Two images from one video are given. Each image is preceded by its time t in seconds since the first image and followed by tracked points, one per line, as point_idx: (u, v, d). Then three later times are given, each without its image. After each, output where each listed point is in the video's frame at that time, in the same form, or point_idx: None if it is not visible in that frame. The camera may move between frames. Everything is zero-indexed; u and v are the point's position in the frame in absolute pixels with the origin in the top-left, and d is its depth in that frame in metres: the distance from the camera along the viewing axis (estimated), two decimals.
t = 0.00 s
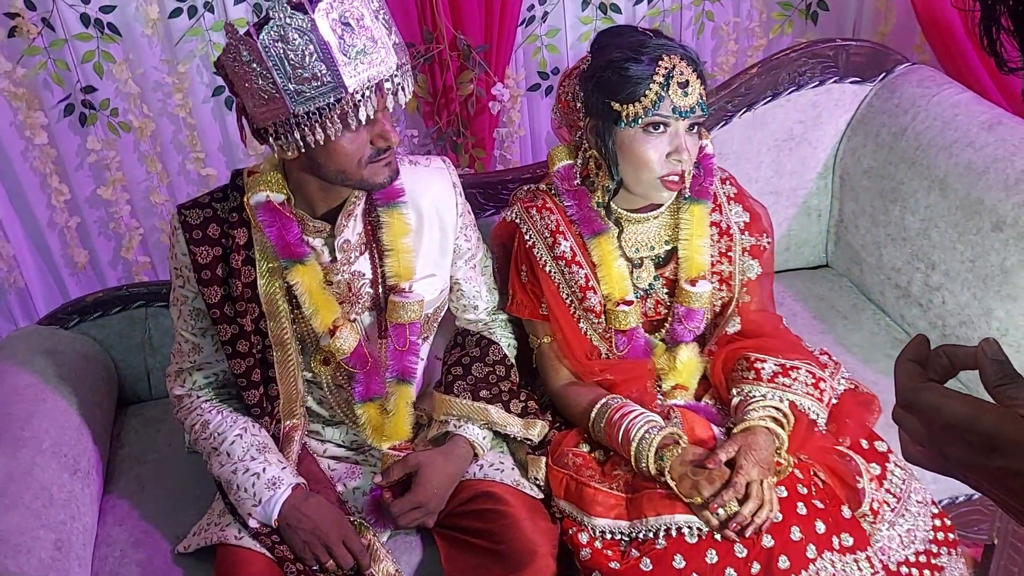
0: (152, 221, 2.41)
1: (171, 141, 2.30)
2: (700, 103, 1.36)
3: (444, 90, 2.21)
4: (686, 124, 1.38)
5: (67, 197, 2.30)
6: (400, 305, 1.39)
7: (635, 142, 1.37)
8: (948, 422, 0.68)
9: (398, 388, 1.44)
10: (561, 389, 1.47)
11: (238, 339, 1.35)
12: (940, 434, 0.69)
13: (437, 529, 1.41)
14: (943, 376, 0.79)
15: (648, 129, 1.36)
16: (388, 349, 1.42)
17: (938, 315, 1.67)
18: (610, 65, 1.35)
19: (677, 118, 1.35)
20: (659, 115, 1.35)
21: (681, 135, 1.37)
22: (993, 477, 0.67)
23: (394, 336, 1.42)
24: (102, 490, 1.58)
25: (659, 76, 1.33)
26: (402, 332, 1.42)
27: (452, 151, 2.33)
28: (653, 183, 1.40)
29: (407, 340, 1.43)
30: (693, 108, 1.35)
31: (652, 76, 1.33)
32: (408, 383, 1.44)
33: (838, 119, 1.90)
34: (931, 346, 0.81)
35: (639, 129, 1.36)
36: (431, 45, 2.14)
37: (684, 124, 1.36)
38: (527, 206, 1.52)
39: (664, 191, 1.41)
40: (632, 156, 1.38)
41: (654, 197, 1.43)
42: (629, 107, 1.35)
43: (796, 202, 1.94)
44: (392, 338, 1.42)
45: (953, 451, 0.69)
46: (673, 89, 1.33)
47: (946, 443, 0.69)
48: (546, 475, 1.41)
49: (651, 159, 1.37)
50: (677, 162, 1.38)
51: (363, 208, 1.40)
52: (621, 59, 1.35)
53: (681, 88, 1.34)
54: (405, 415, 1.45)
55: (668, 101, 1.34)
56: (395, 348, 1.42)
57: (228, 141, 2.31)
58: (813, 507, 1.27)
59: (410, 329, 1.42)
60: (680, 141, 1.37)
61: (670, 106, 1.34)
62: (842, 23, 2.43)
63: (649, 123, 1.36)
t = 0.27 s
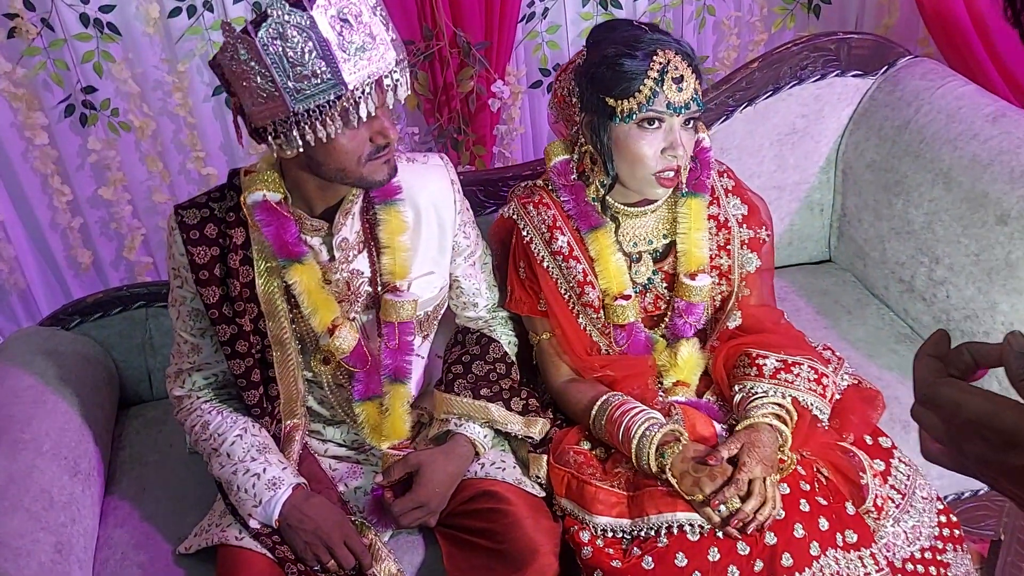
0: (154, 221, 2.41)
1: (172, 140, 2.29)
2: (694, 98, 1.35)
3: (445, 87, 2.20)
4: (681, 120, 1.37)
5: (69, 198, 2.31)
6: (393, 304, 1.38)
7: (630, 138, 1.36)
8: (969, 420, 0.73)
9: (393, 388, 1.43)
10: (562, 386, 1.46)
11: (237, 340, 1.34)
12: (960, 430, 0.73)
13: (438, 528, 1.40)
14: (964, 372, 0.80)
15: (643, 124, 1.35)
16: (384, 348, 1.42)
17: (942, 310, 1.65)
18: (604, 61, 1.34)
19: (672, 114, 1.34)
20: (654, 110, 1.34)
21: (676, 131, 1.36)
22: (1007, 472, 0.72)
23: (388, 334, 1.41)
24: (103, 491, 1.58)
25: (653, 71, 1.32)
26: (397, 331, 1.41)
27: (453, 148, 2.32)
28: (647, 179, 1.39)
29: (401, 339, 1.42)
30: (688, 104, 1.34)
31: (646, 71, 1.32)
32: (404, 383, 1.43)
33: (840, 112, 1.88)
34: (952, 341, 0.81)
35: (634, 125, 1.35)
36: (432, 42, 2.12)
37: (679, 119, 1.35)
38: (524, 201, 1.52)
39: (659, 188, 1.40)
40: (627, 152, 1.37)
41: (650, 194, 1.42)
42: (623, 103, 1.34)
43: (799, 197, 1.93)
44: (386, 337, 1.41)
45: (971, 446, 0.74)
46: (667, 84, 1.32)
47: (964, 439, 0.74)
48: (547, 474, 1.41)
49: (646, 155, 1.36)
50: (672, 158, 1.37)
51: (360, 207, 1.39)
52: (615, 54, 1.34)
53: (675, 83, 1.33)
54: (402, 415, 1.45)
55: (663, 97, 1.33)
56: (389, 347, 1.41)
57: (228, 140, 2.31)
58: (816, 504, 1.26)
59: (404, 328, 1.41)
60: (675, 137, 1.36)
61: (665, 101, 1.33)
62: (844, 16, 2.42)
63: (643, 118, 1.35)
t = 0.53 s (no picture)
0: (162, 220, 2.42)
1: (180, 139, 2.31)
2: (695, 94, 1.34)
3: (452, 86, 2.20)
4: (684, 116, 1.36)
5: (78, 198, 2.32)
6: (398, 301, 1.38)
7: (632, 135, 1.35)
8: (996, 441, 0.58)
9: (400, 386, 1.43)
10: (568, 384, 1.46)
11: (244, 340, 1.34)
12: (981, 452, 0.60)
13: (446, 528, 1.40)
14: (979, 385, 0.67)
15: (644, 121, 1.35)
16: (389, 346, 1.42)
17: (952, 309, 1.64)
18: (604, 58, 1.34)
19: (673, 111, 1.34)
20: (655, 107, 1.33)
21: (678, 127, 1.35)
22: None
23: (394, 333, 1.41)
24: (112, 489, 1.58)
25: (654, 68, 1.31)
26: (404, 329, 1.41)
27: (460, 147, 2.32)
28: (650, 176, 1.38)
29: (407, 337, 1.42)
30: (689, 100, 1.34)
31: (647, 68, 1.32)
32: (410, 382, 1.43)
33: (850, 110, 1.87)
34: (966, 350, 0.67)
35: (636, 122, 1.35)
36: (439, 40, 2.13)
37: (681, 116, 1.35)
38: (528, 199, 1.50)
39: (664, 182, 1.40)
40: (630, 150, 1.36)
41: (655, 189, 1.42)
42: (624, 100, 1.33)
43: (808, 195, 1.91)
44: (392, 335, 1.41)
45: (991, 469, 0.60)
46: (668, 80, 1.32)
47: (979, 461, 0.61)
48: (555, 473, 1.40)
49: (649, 152, 1.35)
50: (675, 155, 1.36)
51: (366, 206, 1.39)
52: (615, 52, 1.33)
53: (676, 80, 1.32)
54: (409, 414, 1.44)
55: (664, 93, 1.32)
56: (396, 345, 1.41)
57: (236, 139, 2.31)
58: (824, 504, 1.26)
59: (411, 325, 1.41)
60: (677, 133, 1.35)
61: (666, 98, 1.33)
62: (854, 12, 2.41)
63: (646, 115, 1.34)
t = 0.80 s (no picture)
0: (176, 213, 2.43)
1: (195, 133, 2.32)
2: (714, 83, 1.32)
3: (467, 80, 2.19)
4: (701, 106, 1.33)
5: (92, 191, 2.33)
6: (414, 293, 1.36)
7: (649, 125, 1.33)
8: None
9: (415, 378, 1.42)
10: (584, 377, 1.44)
11: (258, 330, 1.33)
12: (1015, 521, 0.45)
13: (460, 522, 1.38)
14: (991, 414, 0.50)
15: (662, 110, 1.33)
16: (405, 338, 1.40)
17: (974, 305, 1.61)
18: (621, 47, 1.32)
19: (690, 100, 1.32)
20: (671, 96, 1.31)
21: (695, 116, 1.33)
22: None
23: (409, 325, 1.39)
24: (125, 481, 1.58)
25: (671, 57, 1.30)
26: (419, 321, 1.39)
27: (475, 141, 2.32)
28: (669, 165, 1.36)
29: (423, 330, 1.40)
30: (707, 89, 1.32)
31: (664, 57, 1.30)
32: (426, 374, 1.42)
33: (870, 103, 1.84)
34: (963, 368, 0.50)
35: (652, 112, 1.33)
36: (454, 34, 2.12)
37: (699, 106, 1.32)
38: (543, 189, 1.49)
39: (682, 171, 1.38)
40: (646, 139, 1.34)
41: (672, 178, 1.39)
42: (641, 90, 1.31)
43: (827, 189, 1.89)
44: (407, 327, 1.40)
45: None
46: (686, 69, 1.30)
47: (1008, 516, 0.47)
48: (570, 467, 1.38)
49: (666, 142, 1.34)
50: (692, 144, 1.34)
51: (381, 196, 1.38)
52: (632, 40, 1.31)
53: (694, 68, 1.30)
54: (424, 406, 1.43)
55: (681, 82, 1.31)
56: (411, 337, 1.40)
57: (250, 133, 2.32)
58: (845, 501, 1.24)
59: (426, 318, 1.39)
60: (694, 123, 1.33)
61: (684, 87, 1.31)
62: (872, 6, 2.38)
63: (663, 104, 1.32)
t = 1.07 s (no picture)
0: (195, 179, 2.42)
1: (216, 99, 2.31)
2: (754, 56, 1.31)
3: (493, 54, 2.18)
4: (740, 80, 1.32)
5: (112, 153, 2.31)
6: (445, 259, 1.36)
7: (687, 96, 1.32)
8: None
9: (442, 345, 1.41)
10: (608, 351, 1.44)
11: (286, 291, 1.33)
12: None
13: (480, 491, 1.38)
14: None
15: (700, 82, 1.31)
16: (434, 305, 1.39)
17: (1003, 293, 1.60)
18: (662, 16, 1.31)
19: (729, 73, 1.30)
20: (711, 67, 1.30)
21: (733, 89, 1.31)
22: None
23: (439, 292, 1.38)
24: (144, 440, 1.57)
25: (713, 28, 1.28)
26: (448, 288, 1.38)
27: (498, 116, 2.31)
28: (703, 138, 1.34)
29: (452, 297, 1.39)
30: (747, 63, 1.30)
31: (706, 27, 1.28)
32: (454, 341, 1.41)
33: (903, 88, 1.82)
34: None
35: (690, 83, 1.31)
36: (481, 7, 2.09)
37: (737, 79, 1.31)
38: (575, 159, 1.49)
39: (716, 146, 1.36)
40: (682, 110, 1.33)
41: (706, 153, 1.38)
42: (680, 60, 1.30)
43: (855, 174, 1.87)
44: (437, 294, 1.38)
45: None
46: (727, 41, 1.28)
47: None
48: (593, 440, 1.38)
49: (702, 114, 1.32)
50: (729, 119, 1.32)
51: (413, 159, 1.37)
52: (673, 9, 1.30)
53: (736, 41, 1.28)
54: (450, 373, 1.42)
55: (721, 54, 1.29)
56: (440, 304, 1.38)
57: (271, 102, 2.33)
58: (870, 482, 1.23)
59: (455, 285, 1.39)
60: (733, 97, 1.31)
61: (724, 59, 1.29)
62: None
63: (701, 76, 1.31)
